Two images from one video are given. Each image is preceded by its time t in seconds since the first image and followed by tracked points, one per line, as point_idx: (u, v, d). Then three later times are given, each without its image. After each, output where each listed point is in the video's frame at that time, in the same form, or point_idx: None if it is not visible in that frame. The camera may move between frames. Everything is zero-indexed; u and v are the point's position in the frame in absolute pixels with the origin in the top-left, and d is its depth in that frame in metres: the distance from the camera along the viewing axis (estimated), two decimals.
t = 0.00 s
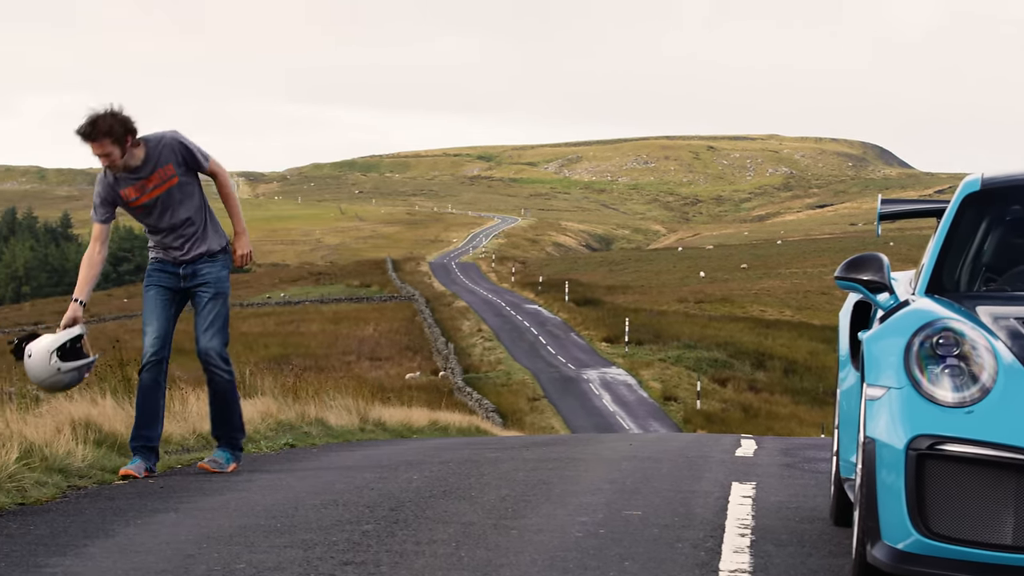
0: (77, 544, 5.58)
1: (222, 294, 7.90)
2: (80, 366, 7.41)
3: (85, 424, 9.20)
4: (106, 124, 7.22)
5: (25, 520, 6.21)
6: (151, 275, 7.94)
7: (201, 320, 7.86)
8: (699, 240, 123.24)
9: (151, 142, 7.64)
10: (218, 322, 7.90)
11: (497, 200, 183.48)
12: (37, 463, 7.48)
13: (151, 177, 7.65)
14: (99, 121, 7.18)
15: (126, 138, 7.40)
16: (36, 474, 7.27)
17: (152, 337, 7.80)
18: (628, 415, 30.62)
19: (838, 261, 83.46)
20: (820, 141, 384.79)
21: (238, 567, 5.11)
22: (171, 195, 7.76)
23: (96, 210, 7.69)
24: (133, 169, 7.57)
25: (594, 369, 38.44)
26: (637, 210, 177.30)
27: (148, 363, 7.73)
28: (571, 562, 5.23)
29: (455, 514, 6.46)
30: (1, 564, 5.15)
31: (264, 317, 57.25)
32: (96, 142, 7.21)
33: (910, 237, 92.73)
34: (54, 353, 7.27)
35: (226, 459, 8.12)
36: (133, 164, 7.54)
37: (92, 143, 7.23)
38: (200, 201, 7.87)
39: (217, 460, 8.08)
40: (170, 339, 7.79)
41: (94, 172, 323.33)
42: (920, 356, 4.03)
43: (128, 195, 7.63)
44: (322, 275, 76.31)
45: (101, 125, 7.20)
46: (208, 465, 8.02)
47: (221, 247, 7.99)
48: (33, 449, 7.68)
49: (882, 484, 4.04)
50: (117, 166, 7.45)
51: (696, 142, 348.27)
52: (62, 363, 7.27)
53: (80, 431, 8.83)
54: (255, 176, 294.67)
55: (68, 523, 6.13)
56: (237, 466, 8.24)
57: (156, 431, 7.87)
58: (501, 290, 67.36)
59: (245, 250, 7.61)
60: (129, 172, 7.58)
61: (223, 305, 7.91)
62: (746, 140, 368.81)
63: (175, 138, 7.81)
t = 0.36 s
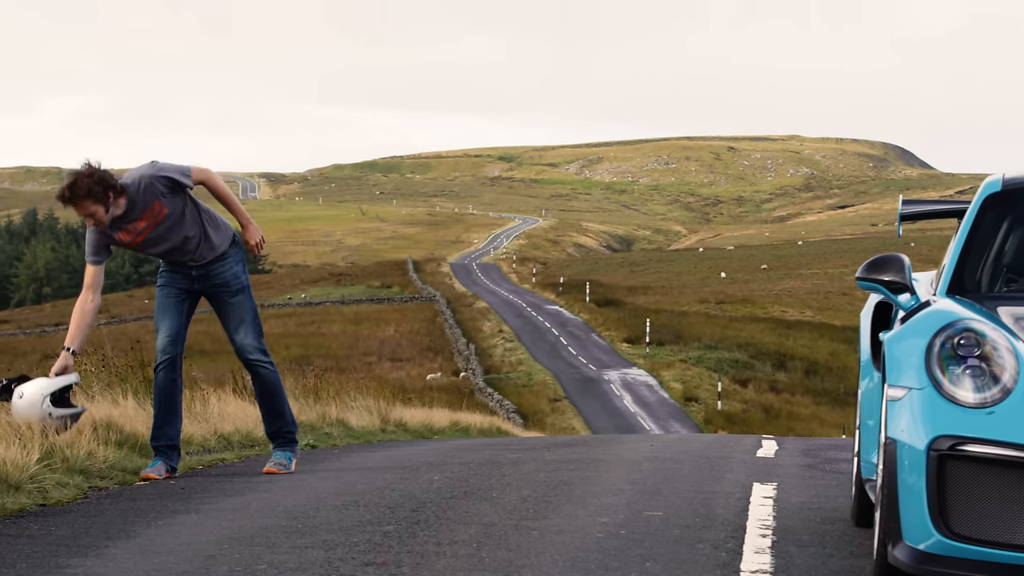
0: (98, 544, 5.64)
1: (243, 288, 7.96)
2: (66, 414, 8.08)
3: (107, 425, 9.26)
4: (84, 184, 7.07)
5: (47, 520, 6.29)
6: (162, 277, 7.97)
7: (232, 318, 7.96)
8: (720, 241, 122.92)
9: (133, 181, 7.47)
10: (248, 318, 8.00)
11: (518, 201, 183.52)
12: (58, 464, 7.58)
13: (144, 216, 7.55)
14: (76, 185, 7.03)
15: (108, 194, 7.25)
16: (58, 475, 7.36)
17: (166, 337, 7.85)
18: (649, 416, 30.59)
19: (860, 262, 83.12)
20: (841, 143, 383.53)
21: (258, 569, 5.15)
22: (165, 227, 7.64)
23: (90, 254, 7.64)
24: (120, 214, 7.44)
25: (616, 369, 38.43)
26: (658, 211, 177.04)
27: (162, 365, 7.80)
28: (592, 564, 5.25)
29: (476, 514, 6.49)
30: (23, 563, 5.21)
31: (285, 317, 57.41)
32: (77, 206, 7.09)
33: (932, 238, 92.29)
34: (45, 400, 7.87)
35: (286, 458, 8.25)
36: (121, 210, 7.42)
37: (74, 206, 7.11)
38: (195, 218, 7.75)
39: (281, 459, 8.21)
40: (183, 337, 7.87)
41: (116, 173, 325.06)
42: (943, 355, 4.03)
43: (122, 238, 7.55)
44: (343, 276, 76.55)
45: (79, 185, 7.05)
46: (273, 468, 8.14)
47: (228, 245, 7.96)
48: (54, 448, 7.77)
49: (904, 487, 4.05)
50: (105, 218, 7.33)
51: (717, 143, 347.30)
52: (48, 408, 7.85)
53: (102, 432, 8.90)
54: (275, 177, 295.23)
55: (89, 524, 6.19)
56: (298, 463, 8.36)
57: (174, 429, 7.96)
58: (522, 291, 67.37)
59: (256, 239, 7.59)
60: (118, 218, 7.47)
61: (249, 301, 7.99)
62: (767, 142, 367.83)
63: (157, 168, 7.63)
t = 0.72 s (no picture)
0: (117, 545, 5.70)
1: (259, 289, 8.04)
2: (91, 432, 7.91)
3: (126, 426, 9.36)
4: (92, 212, 7.01)
5: (66, 521, 6.36)
6: (177, 279, 8.04)
7: (252, 319, 8.05)
8: (738, 241, 122.62)
9: (141, 201, 7.41)
10: (267, 317, 8.10)
11: (536, 201, 183.41)
12: (76, 465, 7.65)
13: (155, 233, 7.52)
14: (83, 215, 6.96)
15: (117, 219, 7.19)
16: (76, 475, 7.44)
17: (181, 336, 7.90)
18: (666, 416, 30.53)
19: (878, 262, 82.79)
20: (859, 143, 382.14)
21: (276, 569, 5.19)
22: (174, 242, 7.63)
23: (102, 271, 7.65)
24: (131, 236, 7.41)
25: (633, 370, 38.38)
26: (677, 211, 176.69)
27: (176, 364, 7.85)
28: (610, 564, 5.28)
29: (495, 515, 6.52)
30: (43, 563, 5.27)
31: (303, 318, 57.59)
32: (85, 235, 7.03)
33: (950, 238, 91.86)
34: (68, 416, 7.83)
35: (305, 458, 8.29)
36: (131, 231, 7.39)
37: (84, 233, 7.05)
38: (204, 228, 7.72)
39: (299, 459, 8.26)
40: (198, 337, 7.92)
41: (134, 173, 326.56)
42: (960, 356, 4.04)
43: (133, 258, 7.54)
44: (360, 276, 76.73)
45: (90, 216, 7.00)
46: (291, 467, 8.19)
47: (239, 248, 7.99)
48: (73, 447, 7.85)
49: (922, 487, 4.06)
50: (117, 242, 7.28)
51: (735, 143, 346.41)
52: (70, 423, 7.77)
53: (121, 432, 8.99)
54: (292, 177, 295.70)
55: (108, 524, 6.26)
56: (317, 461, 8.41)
57: (191, 428, 8.03)
58: (541, 291, 67.39)
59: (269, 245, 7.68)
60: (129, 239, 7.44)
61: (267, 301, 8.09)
62: (785, 142, 366.77)
63: (163, 186, 7.56)
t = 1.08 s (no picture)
0: (134, 545, 5.75)
1: (275, 289, 8.09)
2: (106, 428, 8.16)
3: (142, 426, 9.42)
4: (109, 202, 7.06)
5: (83, 520, 6.41)
6: (195, 279, 8.09)
7: (268, 319, 8.09)
8: (754, 241, 122.40)
9: (158, 195, 7.45)
10: (282, 317, 8.13)
11: (551, 201, 183.44)
12: (93, 465, 7.72)
13: (171, 228, 7.55)
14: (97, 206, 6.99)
15: (134, 210, 7.24)
16: (93, 476, 7.50)
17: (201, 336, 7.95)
18: (683, 417, 30.51)
19: (895, 262, 82.53)
20: (876, 142, 380.93)
21: (292, 569, 5.22)
22: (191, 237, 7.65)
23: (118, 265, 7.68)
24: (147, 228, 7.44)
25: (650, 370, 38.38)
26: (693, 211, 176.38)
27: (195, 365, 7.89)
28: (627, 565, 5.29)
29: (510, 516, 6.54)
30: (59, 563, 5.32)
31: (319, 318, 57.79)
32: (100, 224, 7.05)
33: (967, 238, 91.49)
34: (82, 415, 8.24)
35: (320, 459, 8.32)
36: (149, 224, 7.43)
37: (101, 223, 7.09)
38: (222, 226, 7.78)
39: (314, 460, 8.30)
40: (216, 337, 7.97)
41: (151, 173, 328.20)
42: (976, 357, 4.05)
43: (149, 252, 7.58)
44: (377, 277, 76.91)
45: (106, 205, 7.05)
46: (308, 468, 8.23)
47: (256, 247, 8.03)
48: (90, 448, 7.95)
49: (939, 487, 4.07)
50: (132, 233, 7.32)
51: (751, 143, 345.38)
52: (83, 418, 8.15)
53: (136, 433, 9.04)
54: (309, 177, 296.45)
55: (125, 524, 6.31)
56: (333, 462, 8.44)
57: (207, 429, 8.05)
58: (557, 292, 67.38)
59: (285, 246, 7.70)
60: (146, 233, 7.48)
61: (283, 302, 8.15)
62: (802, 141, 365.81)
63: (181, 181, 7.61)
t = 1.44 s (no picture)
0: (144, 545, 5.79)
1: (280, 287, 7.98)
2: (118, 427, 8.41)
3: (153, 426, 9.48)
4: (137, 167, 7.05)
5: (94, 520, 6.45)
6: (208, 274, 8.12)
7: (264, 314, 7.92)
8: (765, 241, 122.12)
9: (185, 171, 7.48)
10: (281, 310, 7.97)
11: (562, 201, 183.33)
12: (104, 465, 7.75)
13: (191, 206, 7.56)
14: (124, 168, 7.00)
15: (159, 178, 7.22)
16: (104, 476, 7.54)
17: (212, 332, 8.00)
18: (694, 417, 30.46)
19: (906, 262, 82.27)
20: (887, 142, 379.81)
21: (303, 569, 5.25)
22: (211, 221, 7.67)
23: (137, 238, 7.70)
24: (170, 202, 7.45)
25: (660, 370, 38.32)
26: (705, 211, 176.08)
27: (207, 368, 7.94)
28: (638, 564, 5.30)
29: (522, 516, 6.56)
30: (69, 564, 5.35)
31: (330, 318, 57.87)
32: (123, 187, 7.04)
33: (979, 238, 91.16)
34: (92, 416, 8.61)
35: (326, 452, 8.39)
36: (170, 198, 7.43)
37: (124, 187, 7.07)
38: (240, 218, 7.81)
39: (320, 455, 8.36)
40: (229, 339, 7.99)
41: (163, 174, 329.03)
42: (989, 357, 4.05)
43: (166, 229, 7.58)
44: (388, 277, 76.95)
45: (132, 165, 7.03)
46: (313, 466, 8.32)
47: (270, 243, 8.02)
48: (101, 450, 7.99)
49: (950, 487, 4.07)
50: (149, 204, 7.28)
51: (763, 142, 344.63)
52: (94, 418, 8.51)
53: (148, 433, 9.07)
54: (319, 177, 296.52)
55: (135, 524, 6.34)
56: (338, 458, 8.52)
57: (218, 431, 8.12)
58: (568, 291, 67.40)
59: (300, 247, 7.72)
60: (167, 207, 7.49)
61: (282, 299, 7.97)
62: (813, 141, 365.02)
63: (209, 163, 7.62)
